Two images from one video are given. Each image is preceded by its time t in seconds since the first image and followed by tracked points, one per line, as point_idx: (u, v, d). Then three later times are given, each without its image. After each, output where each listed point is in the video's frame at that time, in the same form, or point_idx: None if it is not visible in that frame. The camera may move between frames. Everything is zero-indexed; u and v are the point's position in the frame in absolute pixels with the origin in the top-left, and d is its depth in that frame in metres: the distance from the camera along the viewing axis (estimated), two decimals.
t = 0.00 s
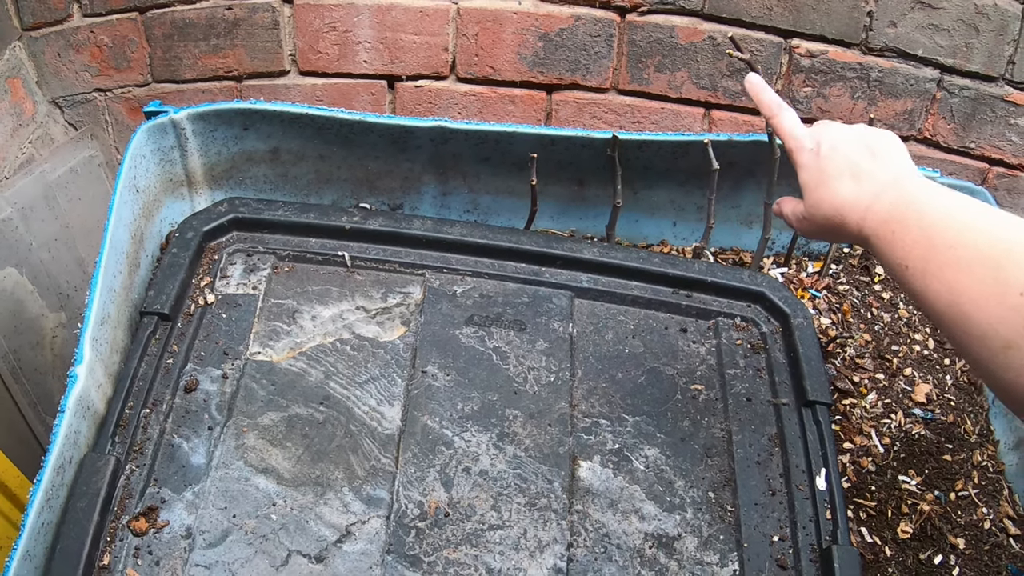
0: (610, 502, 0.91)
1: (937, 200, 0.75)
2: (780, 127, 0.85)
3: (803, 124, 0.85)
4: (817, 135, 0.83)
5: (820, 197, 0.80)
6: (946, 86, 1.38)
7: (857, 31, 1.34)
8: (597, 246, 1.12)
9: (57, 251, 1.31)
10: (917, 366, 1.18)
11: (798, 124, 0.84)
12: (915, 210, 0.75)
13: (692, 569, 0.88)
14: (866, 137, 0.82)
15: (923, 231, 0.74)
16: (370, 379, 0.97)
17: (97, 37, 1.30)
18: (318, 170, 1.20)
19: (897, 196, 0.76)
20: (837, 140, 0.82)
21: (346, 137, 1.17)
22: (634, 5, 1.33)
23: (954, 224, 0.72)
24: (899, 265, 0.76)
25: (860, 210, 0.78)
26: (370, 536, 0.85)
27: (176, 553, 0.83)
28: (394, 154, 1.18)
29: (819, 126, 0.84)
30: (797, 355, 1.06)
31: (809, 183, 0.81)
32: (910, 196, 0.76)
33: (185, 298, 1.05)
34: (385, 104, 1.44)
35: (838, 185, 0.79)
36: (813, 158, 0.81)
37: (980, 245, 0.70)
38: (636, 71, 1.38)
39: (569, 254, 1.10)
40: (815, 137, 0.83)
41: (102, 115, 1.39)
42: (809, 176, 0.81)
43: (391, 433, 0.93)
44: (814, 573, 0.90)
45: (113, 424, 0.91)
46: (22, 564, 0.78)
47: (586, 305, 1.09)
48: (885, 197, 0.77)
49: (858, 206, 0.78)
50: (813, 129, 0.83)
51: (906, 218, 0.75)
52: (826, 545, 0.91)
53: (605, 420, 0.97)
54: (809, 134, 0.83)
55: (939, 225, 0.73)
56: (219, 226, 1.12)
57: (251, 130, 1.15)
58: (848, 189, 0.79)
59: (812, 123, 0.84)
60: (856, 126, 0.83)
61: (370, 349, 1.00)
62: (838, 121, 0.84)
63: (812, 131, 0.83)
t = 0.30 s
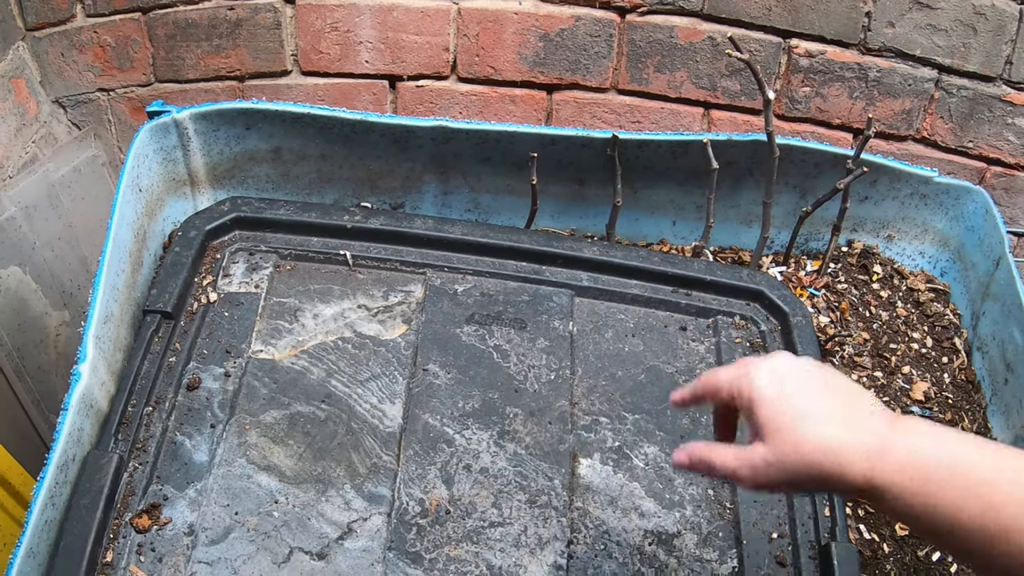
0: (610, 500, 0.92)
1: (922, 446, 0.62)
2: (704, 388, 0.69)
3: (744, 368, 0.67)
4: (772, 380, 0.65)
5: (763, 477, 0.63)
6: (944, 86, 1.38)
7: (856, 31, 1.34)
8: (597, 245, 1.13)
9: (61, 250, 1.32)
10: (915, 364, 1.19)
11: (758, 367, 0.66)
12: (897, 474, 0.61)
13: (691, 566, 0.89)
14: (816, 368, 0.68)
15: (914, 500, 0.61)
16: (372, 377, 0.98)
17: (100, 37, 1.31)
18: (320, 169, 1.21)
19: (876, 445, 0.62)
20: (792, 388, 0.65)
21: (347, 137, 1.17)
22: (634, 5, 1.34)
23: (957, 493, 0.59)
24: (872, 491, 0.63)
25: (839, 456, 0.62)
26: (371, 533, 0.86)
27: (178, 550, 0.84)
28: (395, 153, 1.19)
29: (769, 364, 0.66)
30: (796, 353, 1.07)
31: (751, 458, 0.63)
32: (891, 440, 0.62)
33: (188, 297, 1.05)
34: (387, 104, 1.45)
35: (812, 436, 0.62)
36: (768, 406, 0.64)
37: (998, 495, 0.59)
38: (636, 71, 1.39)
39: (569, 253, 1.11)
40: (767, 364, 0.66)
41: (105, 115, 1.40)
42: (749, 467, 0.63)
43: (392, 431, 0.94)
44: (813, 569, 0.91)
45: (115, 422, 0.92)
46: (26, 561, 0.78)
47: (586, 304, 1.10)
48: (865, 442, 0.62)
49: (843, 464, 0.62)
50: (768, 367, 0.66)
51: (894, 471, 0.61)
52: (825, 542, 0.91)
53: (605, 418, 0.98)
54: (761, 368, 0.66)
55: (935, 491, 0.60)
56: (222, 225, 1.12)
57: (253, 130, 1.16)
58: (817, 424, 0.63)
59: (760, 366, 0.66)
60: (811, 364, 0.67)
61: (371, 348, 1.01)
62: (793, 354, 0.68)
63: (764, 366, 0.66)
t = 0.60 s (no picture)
0: (610, 497, 0.92)
1: None
2: (758, 504, 0.77)
3: (799, 490, 0.75)
4: (826, 504, 0.72)
5: None
6: (942, 86, 1.39)
7: (854, 31, 1.35)
8: (597, 243, 1.14)
9: (64, 249, 1.32)
10: (913, 362, 1.19)
11: (814, 500, 0.73)
12: None
13: (691, 562, 0.89)
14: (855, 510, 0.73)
15: None
16: (373, 375, 0.99)
17: (103, 37, 1.32)
18: (321, 168, 1.22)
19: None
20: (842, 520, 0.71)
21: (349, 137, 1.18)
22: (633, 5, 1.34)
23: None
24: None
25: None
26: (373, 530, 0.87)
27: (181, 547, 0.85)
28: (396, 153, 1.20)
29: (824, 495, 0.73)
30: (794, 351, 1.08)
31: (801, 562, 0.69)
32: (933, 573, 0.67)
33: (190, 295, 1.06)
34: (388, 104, 1.45)
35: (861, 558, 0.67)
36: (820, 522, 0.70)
37: None
38: (636, 71, 1.40)
39: (569, 251, 1.12)
40: (820, 500, 0.73)
41: (109, 114, 1.40)
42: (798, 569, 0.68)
43: (394, 428, 0.94)
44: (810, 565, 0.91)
45: (119, 419, 0.93)
46: (30, 558, 0.79)
47: (586, 302, 1.10)
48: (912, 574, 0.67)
49: None
50: (823, 500, 0.72)
51: None
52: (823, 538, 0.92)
53: (605, 416, 0.99)
54: (816, 499, 0.73)
55: None
56: (224, 224, 1.13)
57: (255, 130, 1.17)
58: (860, 547, 0.68)
59: (816, 493, 0.74)
60: (855, 504, 0.73)
61: (373, 346, 1.02)
62: (841, 488, 0.75)
63: (818, 503, 0.72)
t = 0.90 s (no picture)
0: (610, 494, 0.93)
1: (941, 558, 0.71)
2: (754, 467, 0.79)
3: (798, 455, 0.78)
4: (828, 472, 0.74)
5: (811, 539, 0.70)
6: (940, 86, 1.40)
7: (853, 32, 1.36)
8: (597, 243, 1.15)
9: (67, 247, 1.33)
10: (911, 361, 1.20)
11: (815, 467, 0.75)
12: None
13: (690, 559, 0.90)
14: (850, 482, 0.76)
15: None
16: (375, 373, 1.00)
17: (107, 37, 1.33)
18: (323, 168, 1.22)
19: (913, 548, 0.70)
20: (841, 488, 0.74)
21: (350, 136, 1.19)
22: (633, 5, 1.35)
23: None
24: None
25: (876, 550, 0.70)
26: (374, 527, 0.88)
27: (184, 544, 0.86)
28: (398, 153, 1.21)
29: (826, 463, 0.76)
30: (793, 349, 1.09)
31: (801, 521, 0.70)
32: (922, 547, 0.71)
33: (193, 294, 1.07)
34: (389, 104, 1.46)
35: (858, 525, 0.70)
36: (821, 487, 0.73)
37: None
38: (636, 71, 1.40)
39: (569, 250, 1.13)
40: (820, 468, 0.75)
41: (112, 114, 1.41)
42: (797, 528, 0.70)
43: (395, 426, 0.95)
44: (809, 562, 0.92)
45: (122, 417, 0.93)
46: (34, 555, 0.79)
47: (586, 301, 1.11)
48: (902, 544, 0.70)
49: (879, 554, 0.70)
50: (824, 467, 0.75)
51: None
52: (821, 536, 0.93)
53: (605, 413, 1.00)
54: (818, 466, 0.75)
55: None
56: (226, 223, 1.14)
57: (257, 129, 1.18)
58: (856, 513, 0.71)
59: (817, 460, 0.76)
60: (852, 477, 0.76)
61: (374, 344, 1.03)
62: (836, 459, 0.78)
63: (818, 470, 0.75)
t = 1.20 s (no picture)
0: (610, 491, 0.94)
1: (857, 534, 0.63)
2: (659, 442, 0.71)
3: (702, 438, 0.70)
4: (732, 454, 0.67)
5: (718, 510, 0.63)
6: (938, 86, 1.40)
7: (851, 32, 1.36)
8: (597, 242, 1.15)
9: (70, 247, 1.34)
10: (909, 359, 1.21)
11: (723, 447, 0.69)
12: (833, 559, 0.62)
13: (690, 556, 0.91)
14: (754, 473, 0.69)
15: None
16: (376, 371, 1.00)
17: (110, 37, 1.33)
18: (325, 167, 1.23)
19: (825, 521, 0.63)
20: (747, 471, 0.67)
21: (352, 136, 1.19)
22: (633, 6, 1.36)
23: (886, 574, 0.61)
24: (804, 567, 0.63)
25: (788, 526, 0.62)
26: (376, 524, 0.88)
27: (186, 541, 0.86)
28: (399, 152, 1.21)
29: (735, 448, 0.69)
30: (792, 347, 1.09)
31: (709, 491, 0.63)
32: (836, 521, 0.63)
33: (196, 292, 1.08)
34: (390, 103, 1.47)
35: (768, 504, 0.63)
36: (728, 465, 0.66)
37: None
38: (636, 71, 1.41)
39: (569, 249, 1.13)
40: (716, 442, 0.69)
41: (115, 114, 1.42)
42: (706, 498, 0.63)
43: (397, 424, 0.96)
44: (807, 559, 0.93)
45: (125, 415, 0.94)
46: (37, 551, 0.80)
47: (586, 299, 1.12)
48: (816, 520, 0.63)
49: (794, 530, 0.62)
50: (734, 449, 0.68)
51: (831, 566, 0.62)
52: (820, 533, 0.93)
53: (605, 411, 1.00)
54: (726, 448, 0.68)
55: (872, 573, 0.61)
56: (229, 222, 1.15)
57: (259, 129, 1.18)
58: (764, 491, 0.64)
59: (722, 443, 0.69)
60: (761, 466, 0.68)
61: (376, 342, 1.03)
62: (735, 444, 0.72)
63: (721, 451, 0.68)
